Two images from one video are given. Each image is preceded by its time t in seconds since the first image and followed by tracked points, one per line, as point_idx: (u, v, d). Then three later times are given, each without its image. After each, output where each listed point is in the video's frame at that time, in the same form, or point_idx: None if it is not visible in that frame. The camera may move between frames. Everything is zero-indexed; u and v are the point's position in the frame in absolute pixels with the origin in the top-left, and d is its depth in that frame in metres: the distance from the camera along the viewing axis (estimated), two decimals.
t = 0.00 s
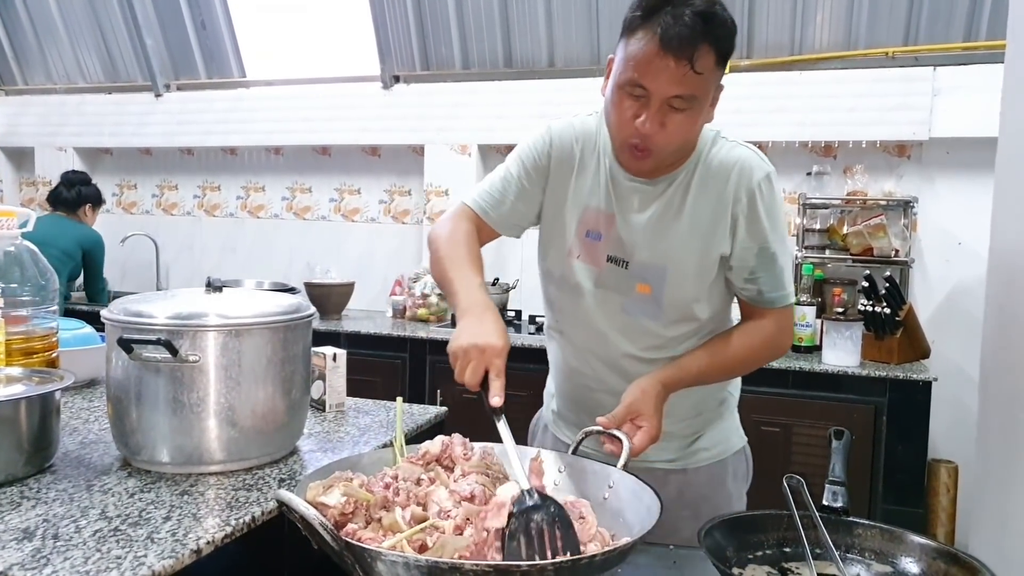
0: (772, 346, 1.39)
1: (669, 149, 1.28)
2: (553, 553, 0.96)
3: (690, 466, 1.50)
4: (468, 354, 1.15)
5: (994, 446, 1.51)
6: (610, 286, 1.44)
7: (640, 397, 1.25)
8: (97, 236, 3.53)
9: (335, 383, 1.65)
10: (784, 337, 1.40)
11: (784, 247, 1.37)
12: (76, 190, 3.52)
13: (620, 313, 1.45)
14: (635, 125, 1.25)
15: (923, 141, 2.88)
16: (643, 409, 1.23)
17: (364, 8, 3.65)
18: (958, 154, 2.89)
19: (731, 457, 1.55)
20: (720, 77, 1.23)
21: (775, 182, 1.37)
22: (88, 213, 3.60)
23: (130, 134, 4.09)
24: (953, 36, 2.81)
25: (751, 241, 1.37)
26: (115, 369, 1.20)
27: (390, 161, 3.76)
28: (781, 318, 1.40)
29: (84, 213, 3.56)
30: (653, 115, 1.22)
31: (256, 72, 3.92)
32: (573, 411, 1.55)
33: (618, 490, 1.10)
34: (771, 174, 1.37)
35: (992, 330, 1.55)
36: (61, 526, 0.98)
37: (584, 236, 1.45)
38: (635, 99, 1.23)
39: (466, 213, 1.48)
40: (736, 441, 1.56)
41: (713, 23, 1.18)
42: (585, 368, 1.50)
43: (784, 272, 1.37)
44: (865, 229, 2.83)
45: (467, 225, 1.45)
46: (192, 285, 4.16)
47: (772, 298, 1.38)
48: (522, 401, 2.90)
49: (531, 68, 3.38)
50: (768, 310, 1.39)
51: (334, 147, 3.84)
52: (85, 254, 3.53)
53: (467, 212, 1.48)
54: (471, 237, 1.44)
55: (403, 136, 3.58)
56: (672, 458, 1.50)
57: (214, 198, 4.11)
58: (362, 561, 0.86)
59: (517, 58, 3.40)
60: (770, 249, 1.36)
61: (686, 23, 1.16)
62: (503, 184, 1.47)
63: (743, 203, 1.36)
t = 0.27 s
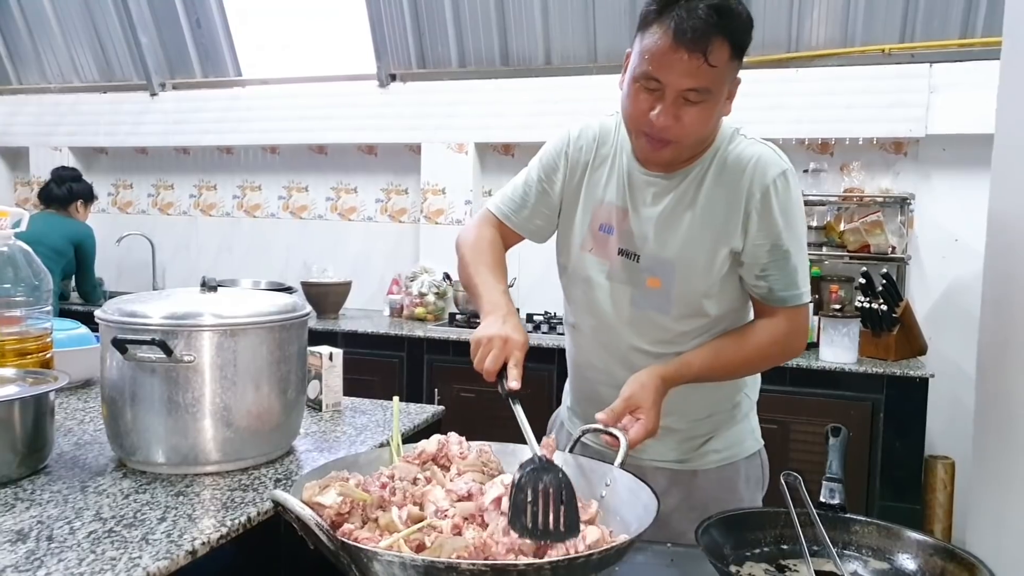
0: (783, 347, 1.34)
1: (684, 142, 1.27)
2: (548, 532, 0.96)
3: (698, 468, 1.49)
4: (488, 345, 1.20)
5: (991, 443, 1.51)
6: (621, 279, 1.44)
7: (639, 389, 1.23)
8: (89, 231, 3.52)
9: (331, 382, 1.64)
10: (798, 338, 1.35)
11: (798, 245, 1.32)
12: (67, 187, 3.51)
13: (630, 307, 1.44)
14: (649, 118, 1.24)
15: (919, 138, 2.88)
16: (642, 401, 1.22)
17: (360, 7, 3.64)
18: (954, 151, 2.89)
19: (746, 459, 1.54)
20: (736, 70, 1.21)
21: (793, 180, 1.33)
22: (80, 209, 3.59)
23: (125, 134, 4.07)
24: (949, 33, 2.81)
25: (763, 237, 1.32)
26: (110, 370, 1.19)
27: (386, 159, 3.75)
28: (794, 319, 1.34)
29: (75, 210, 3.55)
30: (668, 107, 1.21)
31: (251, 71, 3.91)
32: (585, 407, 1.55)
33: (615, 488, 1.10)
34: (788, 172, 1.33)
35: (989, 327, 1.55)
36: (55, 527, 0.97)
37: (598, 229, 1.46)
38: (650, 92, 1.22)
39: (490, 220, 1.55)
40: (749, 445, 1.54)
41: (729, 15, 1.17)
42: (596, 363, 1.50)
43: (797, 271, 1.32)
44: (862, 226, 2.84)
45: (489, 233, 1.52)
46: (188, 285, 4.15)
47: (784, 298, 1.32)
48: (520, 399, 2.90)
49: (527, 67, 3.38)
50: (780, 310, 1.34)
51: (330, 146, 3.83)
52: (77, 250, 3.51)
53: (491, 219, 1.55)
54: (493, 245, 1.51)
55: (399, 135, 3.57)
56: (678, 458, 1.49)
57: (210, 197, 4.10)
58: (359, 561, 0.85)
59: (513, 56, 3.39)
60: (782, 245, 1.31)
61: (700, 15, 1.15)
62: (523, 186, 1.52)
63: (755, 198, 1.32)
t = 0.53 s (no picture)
0: (788, 344, 1.32)
1: (688, 137, 1.26)
2: (560, 499, 1.06)
3: (703, 468, 1.49)
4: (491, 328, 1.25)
5: (986, 439, 1.51)
6: (626, 277, 1.44)
7: (640, 382, 1.22)
8: (80, 231, 3.51)
9: (326, 382, 1.64)
10: (804, 335, 1.33)
11: (804, 239, 1.30)
12: (58, 184, 3.50)
13: (634, 305, 1.43)
14: (652, 113, 1.23)
15: (914, 134, 2.88)
16: (643, 395, 1.20)
17: (354, 5, 3.63)
18: (949, 147, 2.89)
19: (753, 461, 1.53)
20: (739, 63, 1.21)
21: (798, 175, 1.31)
22: (71, 207, 3.57)
23: (119, 133, 4.06)
24: (943, 29, 2.81)
25: (767, 232, 1.31)
26: (101, 371, 1.19)
27: (381, 157, 3.74)
28: (800, 315, 1.32)
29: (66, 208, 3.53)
30: (671, 102, 1.21)
31: (245, 70, 3.89)
32: (590, 406, 1.56)
33: (611, 487, 1.09)
34: (794, 167, 1.31)
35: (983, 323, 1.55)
36: (47, 530, 0.97)
37: (602, 227, 1.46)
38: (653, 87, 1.22)
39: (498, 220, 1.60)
40: (757, 447, 1.53)
41: (730, 8, 1.16)
42: (601, 361, 1.50)
43: (803, 267, 1.30)
44: (857, 223, 2.84)
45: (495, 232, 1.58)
46: (182, 284, 4.14)
47: (789, 293, 1.31)
48: (516, 397, 2.89)
49: (522, 64, 3.37)
50: (786, 306, 1.33)
51: (325, 144, 3.82)
52: (70, 249, 3.49)
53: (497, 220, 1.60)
54: (498, 242, 1.56)
55: (394, 133, 3.56)
56: (680, 459, 1.49)
57: (205, 196, 4.08)
58: (353, 563, 0.85)
59: (508, 54, 3.38)
60: (787, 240, 1.29)
61: (700, 9, 1.14)
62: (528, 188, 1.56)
63: (759, 193, 1.30)
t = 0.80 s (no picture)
0: (783, 344, 1.32)
1: (687, 133, 1.25)
2: (565, 473, 1.06)
3: (697, 468, 1.49)
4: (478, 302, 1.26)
5: (980, 437, 1.52)
6: (622, 275, 1.44)
7: (637, 381, 1.21)
8: (75, 230, 3.49)
9: (321, 381, 1.63)
10: (800, 334, 1.33)
11: (801, 238, 1.30)
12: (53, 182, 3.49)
13: (630, 304, 1.43)
14: (649, 109, 1.23)
15: (910, 132, 2.88)
16: (641, 394, 1.20)
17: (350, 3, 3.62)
18: (945, 145, 2.89)
19: (748, 461, 1.53)
20: (736, 59, 1.20)
21: (796, 174, 1.31)
22: (66, 206, 3.56)
23: (114, 132, 4.04)
24: (939, 27, 2.81)
25: (764, 230, 1.30)
26: (94, 371, 1.18)
27: (377, 156, 3.73)
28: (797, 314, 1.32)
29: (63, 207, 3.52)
30: (668, 98, 1.20)
31: (241, 69, 3.88)
32: (585, 405, 1.56)
33: (606, 486, 1.09)
34: (791, 166, 1.31)
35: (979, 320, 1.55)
36: (40, 531, 0.96)
37: (598, 225, 1.46)
38: (650, 84, 1.21)
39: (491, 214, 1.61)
40: (752, 446, 1.53)
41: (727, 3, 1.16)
42: (596, 359, 1.51)
43: (800, 266, 1.30)
44: (853, 220, 2.83)
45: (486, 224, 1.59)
46: (178, 284, 4.13)
47: (785, 291, 1.31)
48: (513, 396, 2.89)
49: (518, 63, 3.37)
50: (783, 304, 1.33)
51: (321, 143, 3.81)
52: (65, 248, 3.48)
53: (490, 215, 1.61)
54: (488, 234, 1.57)
55: (390, 131, 3.55)
56: (677, 459, 1.49)
57: (201, 195, 4.07)
58: (345, 563, 0.84)
59: (504, 52, 3.38)
60: (783, 238, 1.29)
61: (698, 4, 1.14)
62: (523, 183, 1.57)
63: (756, 191, 1.30)
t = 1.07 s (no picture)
0: (770, 342, 1.34)
1: (672, 134, 1.26)
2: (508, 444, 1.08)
3: (685, 466, 1.49)
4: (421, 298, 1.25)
5: (976, 435, 1.52)
6: (607, 276, 1.43)
7: (625, 380, 1.22)
8: (72, 228, 3.49)
9: (317, 381, 1.63)
10: (785, 333, 1.35)
11: (785, 239, 1.32)
12: (49, 181, 3.49)
13: (616, 305, 1.43)
14: (635, 110, 1.23)
15: (907, 130, 2.89)
16: (630, 393, 1.20)
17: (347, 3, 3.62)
18: (942, 144, 2.89)
19: (734, 458, 1.54)
20: (721, 60, 1.21)
21: (779, 174, 1.33)
22: (63, 205, 3.56)
23: (111, 132, 4.04)
24: (935, 26, 2.81)
25: (750, 231, 1.32)
26: (90, 371, 1.18)
27: (375, 155, 3.73)
28: (783, 313, 1.34)
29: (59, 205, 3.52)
30: (654, 99, 1.20)
31: (238, 68, 3.88)
32: (571, 406, 1.54)
33: (602, 485, 1.10)
34: (775, 166, 1.33)
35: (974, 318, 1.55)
36: (35, 531, 0.96)
37: (583, 226, 1.45)
38: (635, 85, 1.21)
39: (468, 207, 1.58)
40: (738, 443, 1.54)
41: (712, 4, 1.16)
42: (581, 361, 1.49)
43: (785, 266, 1.32)
44: (850, 219, 2.84)
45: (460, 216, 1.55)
46: (177, 283, 4.12)
47: (771, 292, 1.33)
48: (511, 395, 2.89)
49: (515, 62, 3.37)
50: (769, 304, 1.34)
51: (318, 142, 3.81)
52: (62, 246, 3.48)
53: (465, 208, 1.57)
54: (462, 228, 1.54)
55: (388, 131, 3.55)
56: (665, 457, 1.49)
57: (198, 195, 4.07)
58: (341, 563, 0.84)
59: (501, 52, 3.38)
60: (769, 239, 1.31)
61: (683, 5, 1.14)
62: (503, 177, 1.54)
63: (742, 192, 1.31)
